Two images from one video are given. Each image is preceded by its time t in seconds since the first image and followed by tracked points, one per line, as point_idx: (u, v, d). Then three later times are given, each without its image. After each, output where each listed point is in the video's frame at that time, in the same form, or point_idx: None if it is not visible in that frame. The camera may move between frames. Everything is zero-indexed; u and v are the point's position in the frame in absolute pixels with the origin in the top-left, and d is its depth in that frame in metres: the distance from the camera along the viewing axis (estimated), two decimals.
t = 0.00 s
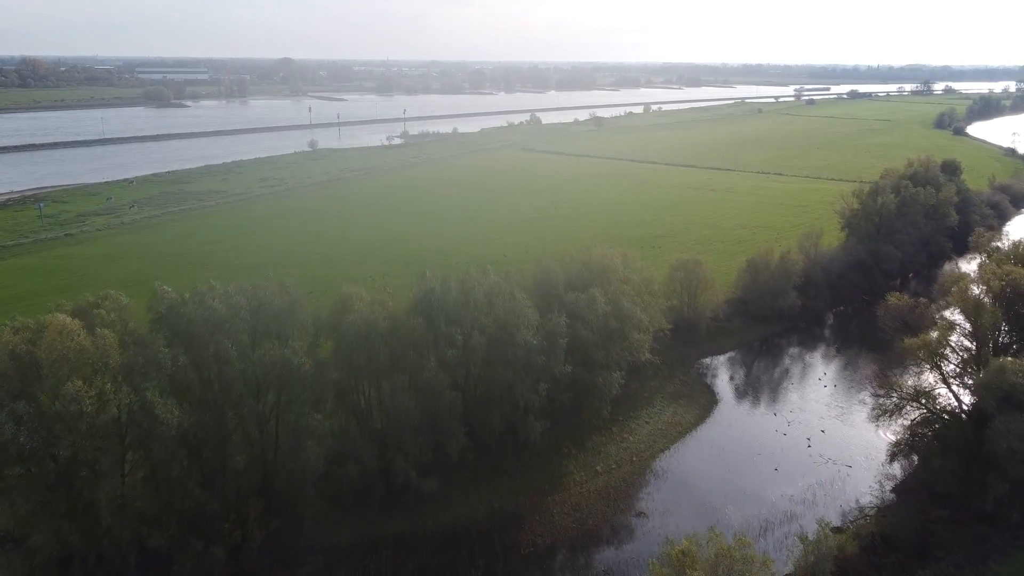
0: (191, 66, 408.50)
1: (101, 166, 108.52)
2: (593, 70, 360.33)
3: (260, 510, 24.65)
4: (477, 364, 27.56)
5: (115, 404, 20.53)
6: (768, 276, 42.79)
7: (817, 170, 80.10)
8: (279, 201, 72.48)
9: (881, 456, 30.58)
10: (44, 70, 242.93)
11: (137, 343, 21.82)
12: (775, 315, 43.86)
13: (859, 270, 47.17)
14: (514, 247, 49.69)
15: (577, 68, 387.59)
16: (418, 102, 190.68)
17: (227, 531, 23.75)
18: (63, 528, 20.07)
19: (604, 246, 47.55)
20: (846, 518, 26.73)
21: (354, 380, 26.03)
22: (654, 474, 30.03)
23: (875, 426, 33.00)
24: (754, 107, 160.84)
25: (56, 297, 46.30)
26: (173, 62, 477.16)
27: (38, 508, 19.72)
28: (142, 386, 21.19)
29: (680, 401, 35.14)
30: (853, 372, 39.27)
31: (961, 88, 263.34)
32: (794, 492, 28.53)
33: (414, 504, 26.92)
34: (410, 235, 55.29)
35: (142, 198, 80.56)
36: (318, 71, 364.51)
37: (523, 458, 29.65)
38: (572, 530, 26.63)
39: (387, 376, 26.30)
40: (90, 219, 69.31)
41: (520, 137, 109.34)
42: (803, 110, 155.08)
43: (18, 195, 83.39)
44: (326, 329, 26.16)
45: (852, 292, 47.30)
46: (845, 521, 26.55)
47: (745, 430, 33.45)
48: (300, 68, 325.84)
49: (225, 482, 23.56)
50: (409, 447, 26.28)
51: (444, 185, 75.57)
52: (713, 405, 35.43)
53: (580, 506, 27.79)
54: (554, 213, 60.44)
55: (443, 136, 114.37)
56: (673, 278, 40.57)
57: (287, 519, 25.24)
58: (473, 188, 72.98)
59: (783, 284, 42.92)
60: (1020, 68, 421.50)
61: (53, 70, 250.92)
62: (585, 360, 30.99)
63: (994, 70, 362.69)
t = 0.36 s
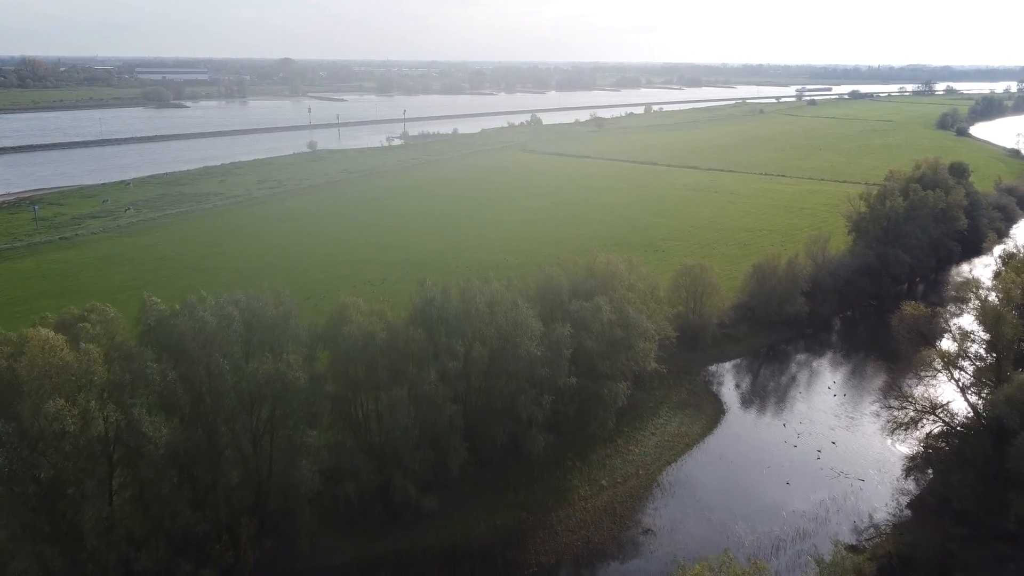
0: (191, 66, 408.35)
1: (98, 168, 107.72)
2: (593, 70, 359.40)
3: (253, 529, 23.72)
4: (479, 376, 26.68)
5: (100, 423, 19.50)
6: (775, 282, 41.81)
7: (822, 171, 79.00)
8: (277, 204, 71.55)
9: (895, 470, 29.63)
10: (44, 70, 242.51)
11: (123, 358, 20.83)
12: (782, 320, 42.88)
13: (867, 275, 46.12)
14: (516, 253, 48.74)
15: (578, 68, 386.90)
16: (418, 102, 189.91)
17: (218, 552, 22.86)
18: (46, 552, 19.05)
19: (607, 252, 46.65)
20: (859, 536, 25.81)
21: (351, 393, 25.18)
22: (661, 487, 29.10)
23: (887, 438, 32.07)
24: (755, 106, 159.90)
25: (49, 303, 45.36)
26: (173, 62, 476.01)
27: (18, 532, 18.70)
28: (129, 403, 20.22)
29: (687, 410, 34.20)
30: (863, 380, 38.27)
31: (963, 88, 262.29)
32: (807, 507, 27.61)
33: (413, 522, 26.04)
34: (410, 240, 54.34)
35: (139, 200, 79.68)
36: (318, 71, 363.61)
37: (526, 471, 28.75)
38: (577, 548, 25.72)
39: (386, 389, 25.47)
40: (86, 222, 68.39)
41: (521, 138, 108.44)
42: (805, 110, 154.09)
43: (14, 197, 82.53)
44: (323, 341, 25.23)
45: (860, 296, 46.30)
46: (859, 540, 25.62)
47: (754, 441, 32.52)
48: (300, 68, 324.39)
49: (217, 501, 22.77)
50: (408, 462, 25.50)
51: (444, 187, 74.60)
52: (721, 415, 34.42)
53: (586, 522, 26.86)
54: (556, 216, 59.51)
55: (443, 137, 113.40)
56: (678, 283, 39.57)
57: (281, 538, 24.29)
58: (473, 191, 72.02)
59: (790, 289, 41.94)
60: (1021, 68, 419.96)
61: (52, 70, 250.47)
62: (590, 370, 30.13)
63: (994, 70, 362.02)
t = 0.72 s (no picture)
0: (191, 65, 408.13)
1: (96, 169, 106.91)
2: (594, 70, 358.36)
3: (246, 546, 23.15)
4: (480, 388, 25.86)
5: (85, 440, 18.68)
6: (782, 286, 40.86)
7: (825, 173, 78.02)
8: (275, 206, 70.73)
9: (908, 482, 28.76)
10: (44, 70, 242.05)
11: (111, 371, 20.01)
12: (789, 325, 41.94)
13: (875, 279, 45.14)
14: (517, 258, 47.85)
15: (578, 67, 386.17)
16: (419, 102, 189.17)
17: (210, 570, 22.26)
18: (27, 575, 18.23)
19: (610, 257, 45.78)
20: (873, 552, 24.98)
21: (349, 405, 24.39)
22: (668, 500, 28.26)
23: (900, 449, 31.20)
24: (757, 107, 159.00)
25: (41, 307, 44.51)
26: (176, 62, 476.98)
27: None
28: (115, 419, 19.40)
29: (693, 419, 33.34)
30: (872, 387, 37.34)
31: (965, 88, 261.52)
32: (818, 521, 26.79)
33: (412, 538, 25.23)
34: (409, 244, 53.49)
35: (136, 202, 78.89)
36: (320, 69, 363.94)
37: (529, 484, 27.94)
38: (582, 565, 24.88)
39: (384, 402, 24.70)
40: (82, 224, 67.62)
41: (521, 138, 107.50)
42: (807, 110, 153.08)
43: (11, 199, 81.74)
44: (320, 351, 24.42)
45: (866, 300, 45.31)
46: (873, 556, 24.78)
47: (762, 451, 31.62)
48: (301, 69, 324.66)
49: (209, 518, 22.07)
50: (408, 476, 24.74)
51: (443, 189, 73.63)
52: (728, 424, 33.53)
53: (591, 538, 26.01)
54: (557, 220, 58.60)
55: (443, 138, 112.53)
56: (683, 289, 38.63)
57: (276, 555, 23.53)
58: (473, 193, 71.12)
59: (797, 294, 40.97)
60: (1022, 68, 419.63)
61: (52, 70, 250.01)
62: (595, 381, 29.34)
63: (995, 70, 361.25)
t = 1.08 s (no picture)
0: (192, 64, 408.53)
1: (93, 170, 105.95)
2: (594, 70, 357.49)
3: (238, 568, 22.23)
4: (482, 401, 25.01)
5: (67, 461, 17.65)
6: (790, 292, 39.59)
7: (830, 174, 76.88)
8: (273, 208, 69.78)
9: (923, 496, 27.80)
10: (43, 70, 241.54)
11: (96, 387, 19.10)
12: (796, 331, 40.79)
13: (884, 284, 43.96)
14: (519, 264, 46.84)
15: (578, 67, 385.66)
16: (419, 102, 188.90)
17: None
18: None
19: (613, 263, 44.64)
20: (889, 570, 24.10)
21: (345, 420, 23.57)
22: (675, 515, 27.33)
23: (913, 461, 30.24)
24: (758, 107, 158.15)
25: (33, 312, 43.54)
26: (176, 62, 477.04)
27: None
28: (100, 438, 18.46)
29: (699, 430, 32.37)
30: (883, 394, 36.17)
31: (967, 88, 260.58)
32: (832, 538, 25.84)
33: (410, 557, 24.37)
34: (408, 248, 52.40)
35: (132, 203, 77.95)
36: (320, 69, 363.43)
37: (531, 499, 27.08)
38: None
39: (382, 416, 23.85)
40: (77, 227, 66.65)
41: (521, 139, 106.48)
42: (808, 110, 152.29)
43: (6, 201, 80.86)
44: (315, 363, 23.62)
45: (874, 305, 44.06)
46: (889, 575, 23.84)
47: (772, 463, 30.63)
48: (301, 69, 323.34)
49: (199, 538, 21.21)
50: (406, 494, 23.86)
51: (443, 191, 72.56)
52: (735, 434, 32.47)
53: (596, 556, 25.08)
54: (559, 223, 57.59)
55: (443, 138, 111.62)
56: (688, 295, 37.64)
57: None
58: (473, 195, 70.07)
59: (805, 300, 39.74)
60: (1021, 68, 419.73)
61: (51, 70, 249.29)
62: (599, 392, 28.52)
63: (994, 70, 361.51)
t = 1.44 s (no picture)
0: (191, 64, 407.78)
1: (88, 171, 104.88)
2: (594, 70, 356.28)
3: None
4: (483, 415, 24.12)
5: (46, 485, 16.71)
6: (797, 297, 38.11)
7: (833, 176, 75.77)
8: (269, 211, 68.78)
9: (937, 512, 26.65)
10: (41, 70, 240.61)
11: (78, 405, 18.22)
12: (803, 337, 39.37)
13: (891, 288, 42.67)
14: (517, 269, 45.70)
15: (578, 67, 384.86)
16: (418, 102, 187.84)
17: None
18: None
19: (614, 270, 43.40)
20: None
21: (340, 435, 22.77)
22: (682, 531, 26.32)
23: (927, 473, 29.09)
24: (759, 107, 157.23)
25: (21, 317, 42.55)
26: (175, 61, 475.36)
27: None
28: (81, 459, 17.56)
29: (706, 440, 31.23)
30: (893, 402, 34.83)
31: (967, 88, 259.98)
32: (844, 555, 24.77)
33: None
34: (404, 253, 51.25)
35: (127, 205, 76.98)
36: (319, 69, 362.34)
37: (533, 515, 26.24)
38: None
39: (380, 432, 22.98)
40: (70, 230, 65.67)
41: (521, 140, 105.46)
42: (809, 111, 151.37)
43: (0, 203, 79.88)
44: (309, 376, 22.81)
45: (880, 308, 42.63)
46: None
47: (780, 475, 29.37)
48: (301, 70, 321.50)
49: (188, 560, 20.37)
50: (404, 512, 23.01)
51: (441, 194, 71.39)
52: (743, 444, 31.24)
53: None
54: (559, 227, 56.43)
55: (441, 139, 110.60)
56: (692, 301, 36.45)
57: None
58: (471, 198, 68.93)
59: (812, 305, 38.31)
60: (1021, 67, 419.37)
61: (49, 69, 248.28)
62: (604, 403, 27.66)
63: (994, 70, 361.25)
